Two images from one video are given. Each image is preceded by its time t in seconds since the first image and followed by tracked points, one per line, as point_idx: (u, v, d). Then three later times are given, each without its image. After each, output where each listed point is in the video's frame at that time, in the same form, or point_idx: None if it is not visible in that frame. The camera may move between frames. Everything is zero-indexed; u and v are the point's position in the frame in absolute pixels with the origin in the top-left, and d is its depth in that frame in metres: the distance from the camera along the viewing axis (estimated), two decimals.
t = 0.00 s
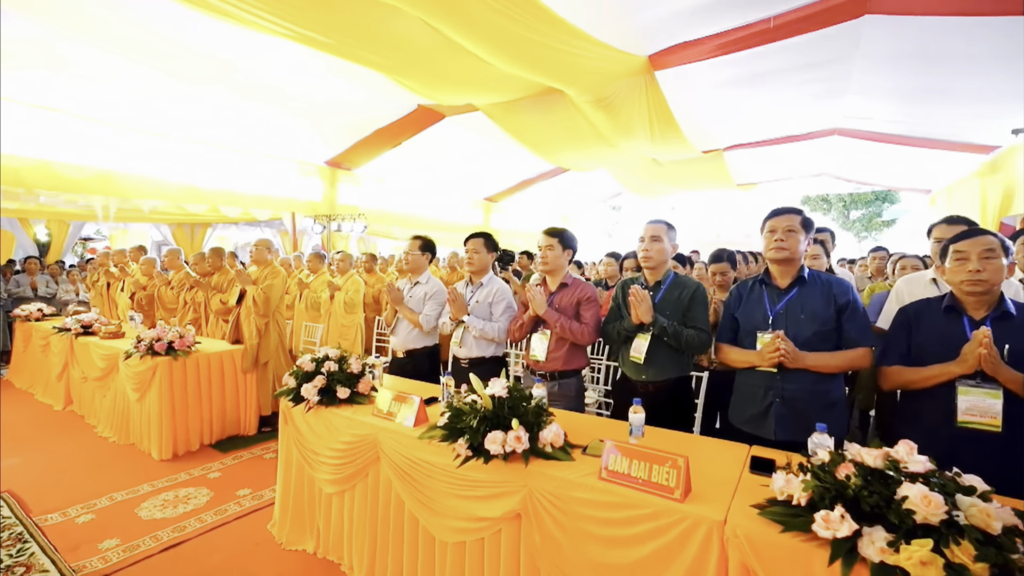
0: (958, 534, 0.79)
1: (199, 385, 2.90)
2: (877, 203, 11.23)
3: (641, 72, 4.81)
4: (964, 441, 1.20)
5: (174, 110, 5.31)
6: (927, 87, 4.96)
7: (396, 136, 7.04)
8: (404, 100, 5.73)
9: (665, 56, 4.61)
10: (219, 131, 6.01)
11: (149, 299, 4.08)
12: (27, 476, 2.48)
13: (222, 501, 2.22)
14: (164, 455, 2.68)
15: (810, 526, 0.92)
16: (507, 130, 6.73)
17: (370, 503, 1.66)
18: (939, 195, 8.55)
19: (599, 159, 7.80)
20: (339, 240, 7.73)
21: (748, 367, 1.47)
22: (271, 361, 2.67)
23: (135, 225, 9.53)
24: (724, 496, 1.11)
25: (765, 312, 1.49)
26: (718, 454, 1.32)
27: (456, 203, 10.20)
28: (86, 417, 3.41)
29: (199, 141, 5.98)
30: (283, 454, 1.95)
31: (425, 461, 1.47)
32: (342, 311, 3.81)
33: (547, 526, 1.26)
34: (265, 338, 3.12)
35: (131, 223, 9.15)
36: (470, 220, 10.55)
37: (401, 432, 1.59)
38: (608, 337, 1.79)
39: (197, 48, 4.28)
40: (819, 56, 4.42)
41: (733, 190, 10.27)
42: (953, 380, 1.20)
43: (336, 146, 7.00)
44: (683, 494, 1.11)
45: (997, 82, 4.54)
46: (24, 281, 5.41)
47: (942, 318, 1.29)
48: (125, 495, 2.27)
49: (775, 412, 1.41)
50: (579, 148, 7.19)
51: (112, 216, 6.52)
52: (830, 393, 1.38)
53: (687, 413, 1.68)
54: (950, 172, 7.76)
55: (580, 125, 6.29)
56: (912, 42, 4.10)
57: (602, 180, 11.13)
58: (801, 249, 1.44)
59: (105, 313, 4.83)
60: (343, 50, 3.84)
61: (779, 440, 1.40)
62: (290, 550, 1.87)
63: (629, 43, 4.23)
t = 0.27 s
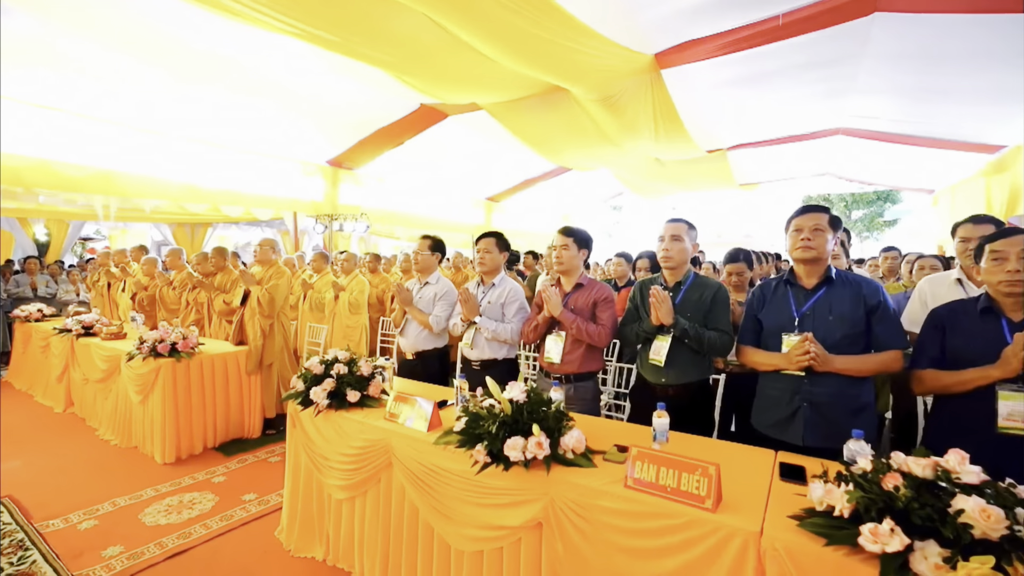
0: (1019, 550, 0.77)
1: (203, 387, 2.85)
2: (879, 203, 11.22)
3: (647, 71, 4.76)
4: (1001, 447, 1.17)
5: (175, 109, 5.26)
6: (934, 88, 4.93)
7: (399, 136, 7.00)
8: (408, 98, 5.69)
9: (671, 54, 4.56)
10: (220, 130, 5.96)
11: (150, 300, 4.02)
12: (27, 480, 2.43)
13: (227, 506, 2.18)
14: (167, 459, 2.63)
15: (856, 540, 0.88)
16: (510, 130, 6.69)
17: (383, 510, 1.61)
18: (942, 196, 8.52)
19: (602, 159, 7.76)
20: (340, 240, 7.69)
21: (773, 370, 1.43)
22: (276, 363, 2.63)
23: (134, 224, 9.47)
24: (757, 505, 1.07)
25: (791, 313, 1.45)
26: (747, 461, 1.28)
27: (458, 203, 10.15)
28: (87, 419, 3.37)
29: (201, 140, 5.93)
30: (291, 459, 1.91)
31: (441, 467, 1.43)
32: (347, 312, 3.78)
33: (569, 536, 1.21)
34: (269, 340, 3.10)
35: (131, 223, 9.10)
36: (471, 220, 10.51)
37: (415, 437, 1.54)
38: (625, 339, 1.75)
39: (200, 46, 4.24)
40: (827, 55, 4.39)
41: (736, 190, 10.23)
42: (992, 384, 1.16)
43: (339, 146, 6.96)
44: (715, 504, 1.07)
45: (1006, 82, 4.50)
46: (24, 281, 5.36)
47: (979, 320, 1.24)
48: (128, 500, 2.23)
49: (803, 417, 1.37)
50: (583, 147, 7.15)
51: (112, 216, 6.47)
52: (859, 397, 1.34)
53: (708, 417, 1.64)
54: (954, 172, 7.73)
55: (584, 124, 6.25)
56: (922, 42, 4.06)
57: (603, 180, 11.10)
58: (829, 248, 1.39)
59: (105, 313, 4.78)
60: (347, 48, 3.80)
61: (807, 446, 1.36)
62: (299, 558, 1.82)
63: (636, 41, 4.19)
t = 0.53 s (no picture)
0: None
1: (206, 389, 2.82)
2: (879, 203, 11.22)
3: (652, 70, 4.74)
4: None
5: (176, 107, 5.22)
6: (939, 87, 4.91)
7: (400, 135, 6.97)
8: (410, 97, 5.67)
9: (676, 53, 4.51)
10: (220, 129, 5.93)
11: (151, 300, 3.98)
12: (27, 484, 2.39)
13: (231, 511, 2.14)
14: (169, 462, 2.60)
15: (891, 549, 0.85)
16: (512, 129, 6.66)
17: (392, 515, 1.58)
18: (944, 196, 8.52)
19: (603, 159, 7.73)
20: (341, 240, 7.65)
21: (793, 372, 1.40)
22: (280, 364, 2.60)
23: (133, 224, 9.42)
24: (783, 512, 1.04)
25: (810, 314, 1.42)
26: (768, 466, 1.25)
27: (459, 203, 10.12)
28: (88, 421, 3.33)
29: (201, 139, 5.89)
30: (297, 463, 1.87)
31: (453, 472, 1.40)
32: (351, 312, 3.75)
33: (587, 544, 1.18)
34: (272, 341, 3.07)
35: (131, 223, 9.05)
36: (472, 220, 10.48)
37: (425, 440, 1.51)
38: (639, 341, 1.72)
39: (201, 44, 4.20)
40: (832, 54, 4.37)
41: (738, 190, 10.22)
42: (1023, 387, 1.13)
43: (340, 145, 6.93)
44: (740, 511, 1.04)
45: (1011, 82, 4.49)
46: (23, 282, 5.31)
47: (1007, 322, 1.21)
48: (130, 504, 2.19)
49: (824, 420, 1.34)
50: (585, 147, 7.13)
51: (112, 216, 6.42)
52: (883, 401, 1.31)
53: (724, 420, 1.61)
54: (955, 172, 7.72)
55: (587, 124, 6.22)
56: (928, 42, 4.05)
57: (604, 180, 11.07)
58: (849, 248, 1.36)
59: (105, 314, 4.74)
60: (350, 47, 3.78)
61: (829, 450, 1.33)
62: (306, 564, 1.79)
63: (641, 39, 4.17)
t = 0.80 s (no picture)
0: None
1: (208, 391, 2.78)
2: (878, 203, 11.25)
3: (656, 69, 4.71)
4: None
5: (176, 106, 5.18)
6: (943, 88, 4.91)
7: (401, 135, 6.94)
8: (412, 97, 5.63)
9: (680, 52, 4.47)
10: (220, 128, 5.87)
11: (151, 300, 3.94)
12: (28, 488, 2.35)
13: (237, 515, 2.11)
14: (172, 465, 2.56)
15: (935, 560, 0.82)
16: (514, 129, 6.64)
17: (404, 521, 1.55)
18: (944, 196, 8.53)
19: (605, 158, 7.71)
20: (342, 240, 7.61)
21: (816, 375, 1.37)
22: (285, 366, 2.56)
23: (131, 224, 9.37)
24: (814, 519, 1.01)
25: (833, 315, 1.39)
26: (793, 472, 1.22)
27: (459, 203, 10.10)
28: (88, 423, 3.28)
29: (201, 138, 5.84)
30: (305, 467, 1.84)
31: (468, 477, 1.36)
32: (354, 313, 3.72)
33: (609, 551, 1.15)
34: (276, 342, 3.03)
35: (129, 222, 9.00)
36: (473, 220, 10.46)
37: (439, 444, 1.48)
38: (654, 342, 1.69)
39: (202, 41, 4.16)
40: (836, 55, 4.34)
41: (738, 190, 10.21)
42: None
43: (340, 145, 6.89)
44: (770, 519, 1.01)
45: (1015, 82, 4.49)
46: (21, 282, 5.25)
47: None
48: (133, 508, 2.15)
49: (849, 424, 1.31)
50: (587, 146, 7.10)
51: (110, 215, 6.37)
52: (910, 404, 1.28)
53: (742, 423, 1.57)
54: (956, 172, 7.72)
55: (589, 123, 6.19)
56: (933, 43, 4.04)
57: (604, 180, 11.06)
58: (873, 248, 1.33)
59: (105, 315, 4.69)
60: (354, 44, 3.74)
61: (855, 455, 1.30)
62: (314, 570, 1.76)
63: (646, 39, 4.15)
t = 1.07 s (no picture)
0: None
1: (214, 393, 2.73)
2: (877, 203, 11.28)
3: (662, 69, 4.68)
4: None
5: (177, 105, 5.12)
6: (948, 89, 4.91)
7: (403, 134, 6.89)
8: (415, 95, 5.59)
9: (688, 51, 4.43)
10: (221, 127, 5.81)
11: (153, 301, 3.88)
12: (30, 493, 2.30)
13: (246, 521, 2.06)
14: (178, 469, 2.51)
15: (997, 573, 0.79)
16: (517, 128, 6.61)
17: (423, 527, 1.51)
18: (945, 196, 8.55)
19: (607, 158, 7.68)
20: (343, 240, 7.57)
21: (849, 378, 1.34)
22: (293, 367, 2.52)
23: (128, 224, 9.29)
24: (859, 529, 0.98)
25: (866, 317, 1.36)
26: (830, 478, 1.19)
27: (459, 202, 10.06)
28: (89, 426, 3.23)
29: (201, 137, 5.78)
30: (318, 472, 1.79)
31: (492, 483, 1.32)
32: (360, 313, 3.69)
33: (643, 561, 1.12)
34: (282, 343, 2.99)
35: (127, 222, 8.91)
36: (473, 220, 10.42)
37: (460, 449, 1.44)
38: (677, 343, 1.66)
39: (204, 39, 4.10)
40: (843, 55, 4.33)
41: (739, 190, 10.21)
42: None
43: (342, 144, 6.84)
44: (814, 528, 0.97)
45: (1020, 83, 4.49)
46: (18, 282, 5.18)
47: None
48: (139, 514, 2.11)
49: (885, 428, 1.28)
50: (590, 146, 7.07)
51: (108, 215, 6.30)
52: (946, 408, 1.25)
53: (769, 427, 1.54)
54: (957, 172, 7.74)
55: (592, 123, 6.16)
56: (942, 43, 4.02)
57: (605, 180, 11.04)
58: (907, 248, 1.30)
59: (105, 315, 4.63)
60: (359, 42, 3.70)
61: (890, 460, 1.27)
62: None
63: (654, 38, 4.12)
